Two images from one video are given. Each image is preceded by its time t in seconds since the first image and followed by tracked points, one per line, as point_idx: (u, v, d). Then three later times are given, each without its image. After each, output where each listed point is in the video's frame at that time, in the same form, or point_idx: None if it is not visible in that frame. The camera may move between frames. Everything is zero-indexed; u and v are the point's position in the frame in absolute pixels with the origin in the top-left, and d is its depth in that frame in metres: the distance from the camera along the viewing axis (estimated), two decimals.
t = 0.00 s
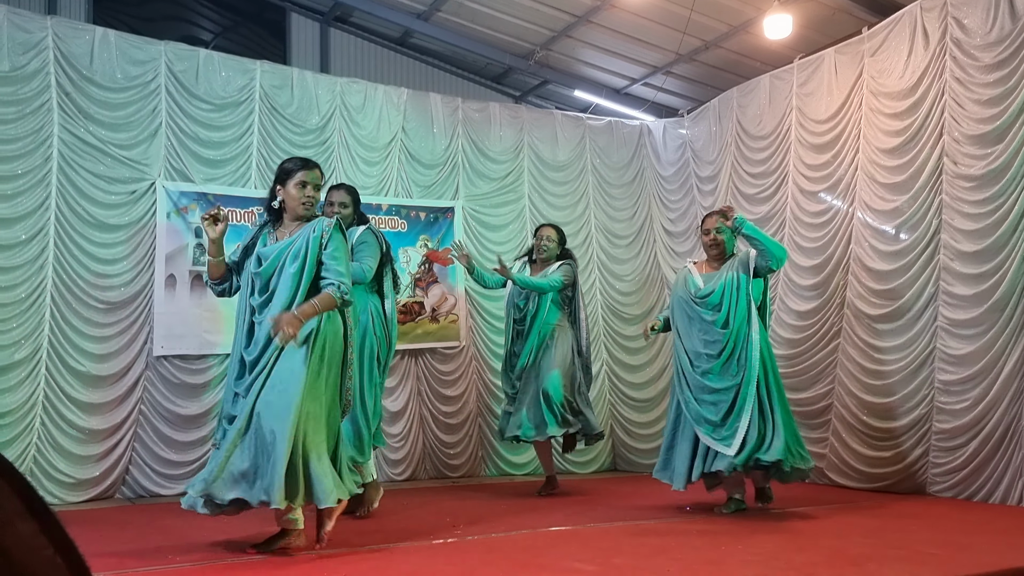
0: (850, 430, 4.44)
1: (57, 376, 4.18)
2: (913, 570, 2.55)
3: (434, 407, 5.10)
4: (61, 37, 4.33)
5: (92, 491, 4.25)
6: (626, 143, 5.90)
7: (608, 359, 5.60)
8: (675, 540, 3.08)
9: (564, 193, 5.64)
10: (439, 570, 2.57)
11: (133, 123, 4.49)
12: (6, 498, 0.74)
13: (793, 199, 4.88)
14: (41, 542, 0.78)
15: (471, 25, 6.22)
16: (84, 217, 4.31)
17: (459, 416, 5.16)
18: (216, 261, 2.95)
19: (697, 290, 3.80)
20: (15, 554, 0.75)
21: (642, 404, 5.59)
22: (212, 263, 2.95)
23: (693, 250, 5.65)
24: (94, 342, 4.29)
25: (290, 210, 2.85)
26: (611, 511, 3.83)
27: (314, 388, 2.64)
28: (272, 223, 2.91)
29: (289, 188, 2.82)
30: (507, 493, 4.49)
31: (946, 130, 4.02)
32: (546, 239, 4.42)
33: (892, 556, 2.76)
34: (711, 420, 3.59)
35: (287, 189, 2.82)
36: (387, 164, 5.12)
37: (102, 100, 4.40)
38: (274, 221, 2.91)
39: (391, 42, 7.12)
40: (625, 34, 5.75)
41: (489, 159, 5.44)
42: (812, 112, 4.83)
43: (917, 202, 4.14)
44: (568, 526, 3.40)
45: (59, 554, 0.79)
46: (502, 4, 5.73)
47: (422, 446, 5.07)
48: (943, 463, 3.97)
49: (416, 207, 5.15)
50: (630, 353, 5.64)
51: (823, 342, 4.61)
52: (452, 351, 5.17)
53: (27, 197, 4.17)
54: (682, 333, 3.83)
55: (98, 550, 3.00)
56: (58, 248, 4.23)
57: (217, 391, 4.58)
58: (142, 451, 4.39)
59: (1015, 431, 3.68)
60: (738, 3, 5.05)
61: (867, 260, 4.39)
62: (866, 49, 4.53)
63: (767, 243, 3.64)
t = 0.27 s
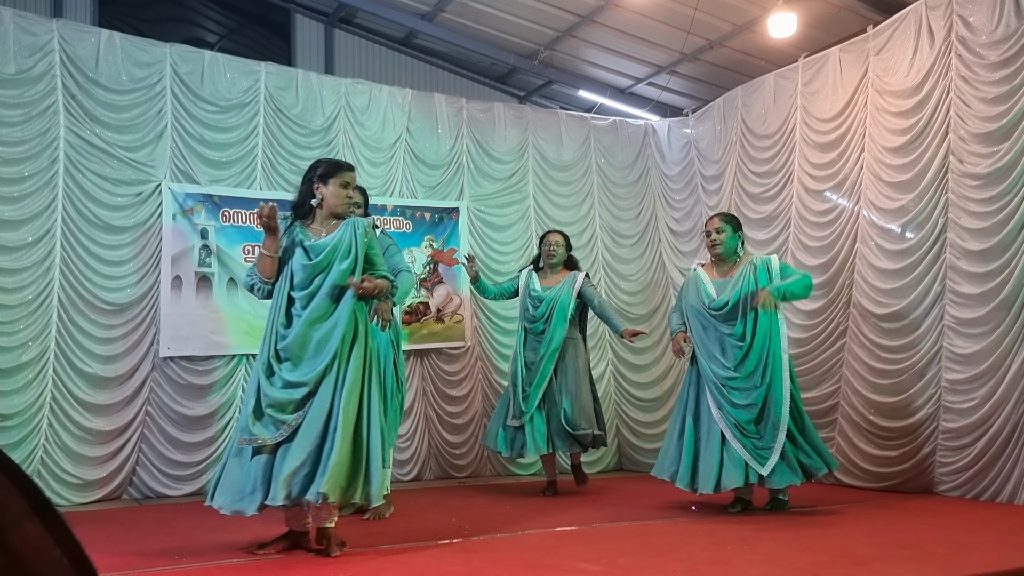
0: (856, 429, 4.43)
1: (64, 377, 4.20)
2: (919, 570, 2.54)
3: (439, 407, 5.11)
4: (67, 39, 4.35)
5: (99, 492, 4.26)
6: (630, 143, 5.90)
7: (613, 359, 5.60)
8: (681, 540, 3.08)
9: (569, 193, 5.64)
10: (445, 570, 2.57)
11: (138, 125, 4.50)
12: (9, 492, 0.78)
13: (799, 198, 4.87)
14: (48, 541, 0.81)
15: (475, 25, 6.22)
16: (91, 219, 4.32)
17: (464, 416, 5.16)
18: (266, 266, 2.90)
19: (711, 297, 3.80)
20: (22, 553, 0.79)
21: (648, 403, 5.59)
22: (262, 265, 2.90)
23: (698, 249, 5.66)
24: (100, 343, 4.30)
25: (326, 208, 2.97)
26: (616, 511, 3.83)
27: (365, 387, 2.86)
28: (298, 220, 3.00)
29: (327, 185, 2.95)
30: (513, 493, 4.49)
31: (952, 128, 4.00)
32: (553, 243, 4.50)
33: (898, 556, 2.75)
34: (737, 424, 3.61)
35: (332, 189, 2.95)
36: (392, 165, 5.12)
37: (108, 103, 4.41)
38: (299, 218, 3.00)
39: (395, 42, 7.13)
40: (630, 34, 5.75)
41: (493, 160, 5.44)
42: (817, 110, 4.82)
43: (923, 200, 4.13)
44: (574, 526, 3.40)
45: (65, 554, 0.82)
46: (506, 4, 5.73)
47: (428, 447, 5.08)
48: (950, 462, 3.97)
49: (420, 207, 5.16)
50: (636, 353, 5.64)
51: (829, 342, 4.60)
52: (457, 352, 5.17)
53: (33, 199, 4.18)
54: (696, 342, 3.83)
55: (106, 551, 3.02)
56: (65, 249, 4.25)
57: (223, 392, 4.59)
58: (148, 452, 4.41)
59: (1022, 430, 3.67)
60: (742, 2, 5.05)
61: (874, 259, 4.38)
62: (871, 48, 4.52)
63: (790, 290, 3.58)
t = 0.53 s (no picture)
0: (862, 428, 4.43)
1: (69, 380, 4.21)
2: (925, 569, 2.54)
3: (444, 408, 5.11)
4: (71, 44, 4.37)
5: (106, 495, 4.28)
6: (633, 143, 5.90)
7: (618, 359, 5.60)
8: (686, 540, 3.08)
9: (572, 193, 5.64)
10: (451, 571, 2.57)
11: (142, 129, 4.51)
12: (12, 493, 0.77)
13: (802, 197, 4.87)
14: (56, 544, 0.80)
15: (477, 27, 6.23)
16: (96, 222, 4.33)
17: (469, 416, 5.17)
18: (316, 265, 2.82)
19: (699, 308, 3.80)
20: (27, 554, 0.79)
21: (653, 403, 5.59)
22: (317, 261, 2.81)
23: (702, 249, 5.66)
24: (105, 346, 4.31)
25: (386, 224, 3.00)
26: (622, 511, 3.83)
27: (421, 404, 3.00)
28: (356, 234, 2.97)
29: (389, 204, 2.99)
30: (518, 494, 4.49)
31: (956, 126, 3.99)
32: (556, 247, 4.38)
33: (904, 555, 2.74)
34: (723, 427, 3.62)
35: (391, 205, 2.99)
36: (395, 166, 5.13)
37: (112, 107, 4.43)
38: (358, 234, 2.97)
39: (398, 44, 7.14)
40: (632, 34, 5.75)
41: (497, 160, 5.44)
42: (820, 108, 4.81)
43: (927, 198, 4.12)
44: (579, 526, 3.40)
45: (73, 558, 0.81)
46: (508, 5, 5.74)
47: (433, 448, 5.08)
48: (956, 460, 3.96)
49: (424, 209, 5.16)
50: (640, 353, 5.64)
51: (834, 340, 4.60)
52: (462, 352, 5.18)
53: (38, 204, 4.20)
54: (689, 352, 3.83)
55: (113, 553, 3.03)
56: (71, 253, 4.26)
57: (228, 394, 4.60)
58: (154, 454, 4.42)
59: None
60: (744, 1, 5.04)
61: (878, 257, 4.37)
62: (873, 46, 4.51)
63: (762, 328, 3.53)
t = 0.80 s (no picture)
0: (866, 427, 4.41)
1: (73, 383, 4.22)
2: (931, 568, 2.52)
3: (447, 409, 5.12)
4: (73, 48, 4.38)
5: (110, 498, 4.28)
6: (635, 143, 5.89)
7: (621, 359, 5.60)
8: (689, 540, 3.07)
9: (574, 194, 5.64)
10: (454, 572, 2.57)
11: (144, 133, 4.52)
12: (12, 496, 0.79)
13: (804, 196, 4.86)
14: (60, 547, 0.81)
15: (478, 28, 6.23)
16: (98, 226, 4.34)
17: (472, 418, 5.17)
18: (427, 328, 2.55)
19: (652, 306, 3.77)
20: (30, 555, 0.80)
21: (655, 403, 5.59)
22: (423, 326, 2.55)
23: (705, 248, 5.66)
24: (108, 350, 4.32)
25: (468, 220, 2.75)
26: (625, 511, 3.82)
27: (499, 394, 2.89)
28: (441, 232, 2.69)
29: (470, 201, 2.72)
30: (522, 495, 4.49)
31: (958, 124, 3.98)
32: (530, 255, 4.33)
33: (908, 554, 2.73)
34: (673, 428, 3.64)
35: (470, 201, 2.72)
36: (396, 168, 5.13)
37: (114, 110, 4.44)
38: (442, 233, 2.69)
39: (399, 46, 7.15)
40: (633, 34, 5.75)
41: (498, 161, 5.44)
42: (822, 107, 4.80)
43: (929, 196, 4.11)
44: (582, 527, 3.40)
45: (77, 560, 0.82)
46: (508, 6, 5.74)
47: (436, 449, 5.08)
48: (961, 459, 3.94)
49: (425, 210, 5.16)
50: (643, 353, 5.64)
51: (837, 339, 4.59)
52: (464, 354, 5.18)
53: (41, 208, 4.21)
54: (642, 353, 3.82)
55: (117, 556, 3.03)
56: (74, 257, 4.27)
57: (231, 397, 4.60)
58: (158, 457, 4.43)
59: None
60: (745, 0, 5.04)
61: (881, 255, 4.36)
62: (875, 44, 4.51)
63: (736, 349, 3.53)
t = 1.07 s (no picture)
0: (869, 427, 4.42)
1: (74, 384, 4.22)
2: (934, 568, 2.52)
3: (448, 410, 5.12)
4: (74, 49, 4.38)
5: (112, 499, 4.28)
6: (637, 143, 5.89)
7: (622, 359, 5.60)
8: (691, 540, 3.07)
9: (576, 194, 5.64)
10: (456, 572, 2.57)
11: (146, 134, 4.53)
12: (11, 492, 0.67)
13: (806, 196, 4.85)
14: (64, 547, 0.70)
15: (479, 28, 6.23)
16: (100, 227, 4.35)
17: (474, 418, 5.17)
18: (526, 320, 2.65)
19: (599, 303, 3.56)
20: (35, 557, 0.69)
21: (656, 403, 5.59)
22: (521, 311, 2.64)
23: (707, 249, 5.67)
24: (111, 351, 4.32)
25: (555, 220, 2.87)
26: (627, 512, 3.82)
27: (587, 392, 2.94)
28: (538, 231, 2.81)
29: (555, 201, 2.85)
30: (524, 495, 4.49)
31: (961, 123, 3.97)
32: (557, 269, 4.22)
33: (911, 554, 2.73)
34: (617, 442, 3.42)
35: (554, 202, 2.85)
36: (397, 169, 5.14)
37: (115, 112, 4.44)
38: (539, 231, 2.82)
39: (400, 46, 7.15)
40: (634, 34, 5.75)
41: (500, 161, 5.45)
42: (824, 107, 4.80)
43: (932, 196, 4.10)
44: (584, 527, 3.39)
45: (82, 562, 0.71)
46: (509, 6, 5.74)
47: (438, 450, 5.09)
48: (963, 459, 3.95)
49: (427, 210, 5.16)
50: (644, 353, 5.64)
51: (839, 339, 4.59)
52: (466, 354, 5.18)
53: (43, 209, 4.22)
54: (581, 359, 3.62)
55: (120, 557, 3.03)
56: (76, 258, 4.28)
57: (233, 397, 4.59)
58: (160, 458, 4.43)
59: None
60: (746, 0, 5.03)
61: (884, 255, 4.35)
62: (877, 44, 4.50)
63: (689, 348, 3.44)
